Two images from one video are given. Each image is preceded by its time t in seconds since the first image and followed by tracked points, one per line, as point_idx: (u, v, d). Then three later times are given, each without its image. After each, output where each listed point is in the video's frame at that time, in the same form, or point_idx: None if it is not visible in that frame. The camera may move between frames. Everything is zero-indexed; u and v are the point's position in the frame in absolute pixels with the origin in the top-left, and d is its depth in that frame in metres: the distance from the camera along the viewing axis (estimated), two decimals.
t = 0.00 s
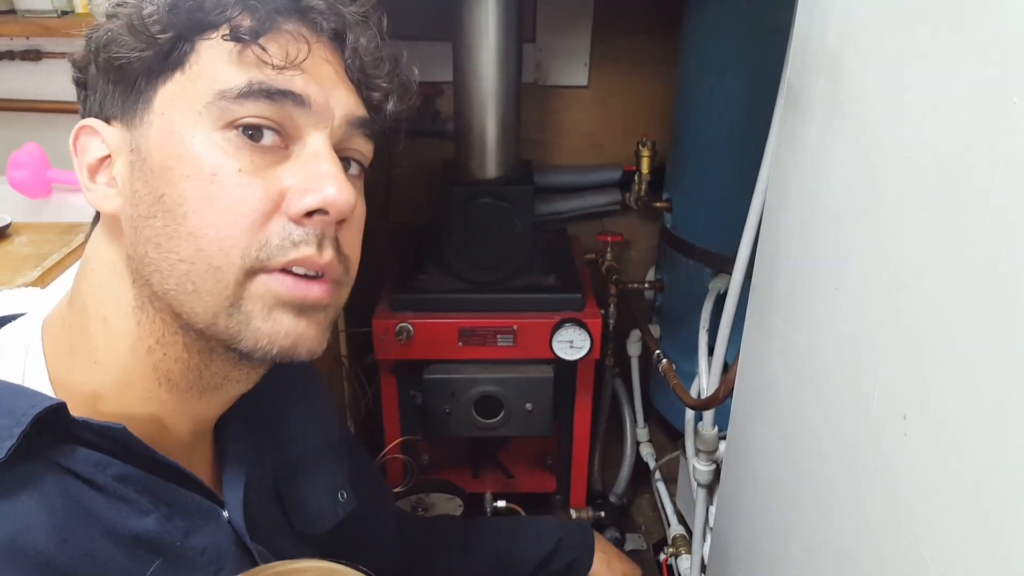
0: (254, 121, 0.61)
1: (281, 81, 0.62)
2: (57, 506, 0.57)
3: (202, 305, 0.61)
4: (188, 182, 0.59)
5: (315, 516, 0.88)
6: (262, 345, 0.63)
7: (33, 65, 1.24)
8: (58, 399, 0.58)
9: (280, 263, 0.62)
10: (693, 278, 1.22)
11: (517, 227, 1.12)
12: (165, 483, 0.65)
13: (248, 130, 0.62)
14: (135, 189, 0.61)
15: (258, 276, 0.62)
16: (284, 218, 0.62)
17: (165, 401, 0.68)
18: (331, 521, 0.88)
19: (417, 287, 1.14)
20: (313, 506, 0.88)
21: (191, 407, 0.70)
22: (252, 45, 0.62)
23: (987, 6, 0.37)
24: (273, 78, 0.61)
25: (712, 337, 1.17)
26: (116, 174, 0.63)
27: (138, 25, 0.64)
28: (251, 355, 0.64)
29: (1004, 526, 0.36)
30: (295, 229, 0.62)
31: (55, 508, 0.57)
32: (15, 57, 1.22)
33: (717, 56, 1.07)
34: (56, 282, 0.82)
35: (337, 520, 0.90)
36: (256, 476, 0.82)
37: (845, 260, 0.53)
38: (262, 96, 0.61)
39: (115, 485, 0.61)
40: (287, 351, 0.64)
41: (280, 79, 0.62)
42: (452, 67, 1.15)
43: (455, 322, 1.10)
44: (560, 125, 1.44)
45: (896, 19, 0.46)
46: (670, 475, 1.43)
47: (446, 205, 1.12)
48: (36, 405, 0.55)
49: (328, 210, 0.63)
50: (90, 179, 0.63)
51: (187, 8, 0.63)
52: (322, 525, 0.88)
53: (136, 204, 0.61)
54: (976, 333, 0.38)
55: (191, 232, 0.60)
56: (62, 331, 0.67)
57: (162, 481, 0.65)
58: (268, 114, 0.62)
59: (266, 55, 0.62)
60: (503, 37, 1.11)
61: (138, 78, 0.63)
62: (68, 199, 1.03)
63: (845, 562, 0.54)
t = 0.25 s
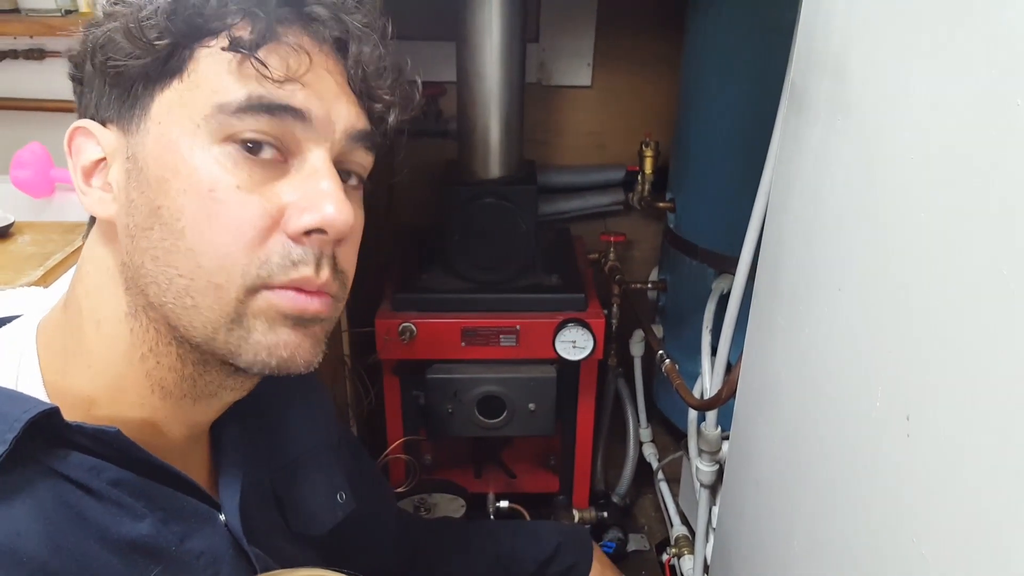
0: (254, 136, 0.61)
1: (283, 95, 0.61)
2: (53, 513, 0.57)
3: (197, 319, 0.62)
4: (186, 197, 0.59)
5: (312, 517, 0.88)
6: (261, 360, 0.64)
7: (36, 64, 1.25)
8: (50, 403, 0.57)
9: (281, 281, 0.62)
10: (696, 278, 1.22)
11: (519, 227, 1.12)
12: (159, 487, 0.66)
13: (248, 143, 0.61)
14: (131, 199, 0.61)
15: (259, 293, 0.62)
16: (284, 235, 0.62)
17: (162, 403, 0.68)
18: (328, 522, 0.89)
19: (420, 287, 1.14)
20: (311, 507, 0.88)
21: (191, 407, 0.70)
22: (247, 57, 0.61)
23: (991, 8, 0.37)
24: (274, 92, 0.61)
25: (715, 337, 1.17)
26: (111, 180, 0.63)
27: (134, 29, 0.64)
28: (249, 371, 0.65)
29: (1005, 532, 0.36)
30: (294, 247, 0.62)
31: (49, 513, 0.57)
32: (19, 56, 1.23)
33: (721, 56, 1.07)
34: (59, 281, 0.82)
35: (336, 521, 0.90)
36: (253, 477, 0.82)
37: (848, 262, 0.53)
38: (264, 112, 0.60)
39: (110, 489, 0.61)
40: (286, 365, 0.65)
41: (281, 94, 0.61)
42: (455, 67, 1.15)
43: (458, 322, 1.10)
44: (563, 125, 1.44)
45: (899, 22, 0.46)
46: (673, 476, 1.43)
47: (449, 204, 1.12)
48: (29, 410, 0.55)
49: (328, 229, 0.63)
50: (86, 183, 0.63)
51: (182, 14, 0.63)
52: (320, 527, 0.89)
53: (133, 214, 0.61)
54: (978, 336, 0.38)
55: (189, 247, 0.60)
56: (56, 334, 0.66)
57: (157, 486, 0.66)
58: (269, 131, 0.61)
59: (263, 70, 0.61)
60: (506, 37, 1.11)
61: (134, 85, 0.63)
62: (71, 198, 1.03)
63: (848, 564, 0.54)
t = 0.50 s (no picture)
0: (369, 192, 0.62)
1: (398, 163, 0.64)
2: (40, 512, 0.58)
3: (301, 343, 0.68)
4: (299, 253, 0.60)
5: (306, 515, 0.88)
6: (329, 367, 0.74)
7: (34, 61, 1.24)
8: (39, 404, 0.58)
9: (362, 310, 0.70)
10: (696, 275, 1.21)
11: (520, 224, 1.12)
12: (150, 485, 0.66)
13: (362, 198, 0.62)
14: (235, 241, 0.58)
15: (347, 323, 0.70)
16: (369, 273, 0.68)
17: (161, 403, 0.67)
18: (323, 520, 0.88)
19: (419, 285, 1.13)
20: (305, 505, 0.88)
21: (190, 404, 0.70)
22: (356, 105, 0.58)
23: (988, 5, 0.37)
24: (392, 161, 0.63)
25: (714, 334, 1.17)
26: (209, 213, 0.56)
27: None
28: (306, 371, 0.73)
29: (1000, 530, 0.36)
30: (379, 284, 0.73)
31: (37, 513, 0.58)
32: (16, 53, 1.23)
33: (720, 52, 1.07)
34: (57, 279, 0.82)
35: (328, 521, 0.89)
36: (241, 470, 0.82)
37: (846, 259, 0.53)
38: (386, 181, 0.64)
39: (100, 489, 0.62)
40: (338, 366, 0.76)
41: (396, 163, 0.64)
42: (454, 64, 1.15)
43: (457, 319, 1.10)
44: (563, 121, 1.43)
45: (897, 19, 0.46)
46: (672, 473, 1.43)
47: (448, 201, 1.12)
48: (16, 410, 0.55)
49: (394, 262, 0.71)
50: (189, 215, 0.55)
51: None
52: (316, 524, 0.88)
53: (231, 255, 0.58)
54: (975, 335, 0.38)
55: (291, 290, 0.62)
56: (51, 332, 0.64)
57: (148, 483, 0.66)
58: (385, 183, 0.64)
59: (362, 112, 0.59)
60: (505, 34, 1.11)
61: (128, 55, 0.53)
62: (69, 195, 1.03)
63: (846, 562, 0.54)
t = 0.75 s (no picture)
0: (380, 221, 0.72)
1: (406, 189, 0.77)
2: (37, 505, 0.59)
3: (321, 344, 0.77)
4: (330, 272, 0.69)
5: (302, 513, 0.86)
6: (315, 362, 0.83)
7: (30, 57, 1.24)
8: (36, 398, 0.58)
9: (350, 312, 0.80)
10: (694, 273, 1.22)
11: (518, 221, 1.12)
12: (147, 480, 0.66)
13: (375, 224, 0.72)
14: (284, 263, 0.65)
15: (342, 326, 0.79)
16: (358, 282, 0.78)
17: (168, 398, 0.69)
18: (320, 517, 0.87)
19: (418, 282, 1.13)
20: (301, 503, 0.87)
21: (187, 399, 0.71)
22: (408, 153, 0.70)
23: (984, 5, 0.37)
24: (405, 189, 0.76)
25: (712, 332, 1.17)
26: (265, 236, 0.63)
27: (220, 24, 0.58)
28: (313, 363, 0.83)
29: (995, 526, 0.36)
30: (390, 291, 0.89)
31: (34, 507, 0.59)
32: (12, 49, 1.22)
33: (718, 50, 1.07)
34: (55, 276, 0.81)
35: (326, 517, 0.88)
36: (239, 467, 0.82)
37: (843, 257, 0.53)
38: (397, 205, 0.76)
39: (98, 483, 0.63)
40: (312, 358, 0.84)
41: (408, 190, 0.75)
42: (453, 61, 1.15)
43: (456, 317, 1.10)
44: (561, 119, 1.43)
45: (894, 19, 0.46)
46: (671, 471, 1.43)
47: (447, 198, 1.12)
48: (13, 405, 0.56)
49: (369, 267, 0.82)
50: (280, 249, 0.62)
51: (300, 39, 0.59)
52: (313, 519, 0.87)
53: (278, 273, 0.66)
54: (971, 333, 0.38)
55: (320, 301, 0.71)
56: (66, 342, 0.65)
57: (146, 478, 0.66)
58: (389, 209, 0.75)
59: (406, 157, 0.71)
60: (504, 31, 1.11)
61: (216, 88, 0.57)
62: (67, 192, 1.03)
63: (843, 560, 0.54)
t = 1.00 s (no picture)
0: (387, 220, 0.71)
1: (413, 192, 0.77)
2: (49, 494, 0.59)
3: (322, 343, 0.76)
4: (331, 267, 0.68)
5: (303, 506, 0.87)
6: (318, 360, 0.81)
7: (27, 52, 1.23)
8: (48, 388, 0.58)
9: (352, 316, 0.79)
10: (691, 271, 1.22)
11: (515, 219, 1.11)
12: (155, 469, 0.66)
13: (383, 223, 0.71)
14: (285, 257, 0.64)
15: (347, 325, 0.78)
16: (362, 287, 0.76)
17: (168, 394, 0.69)
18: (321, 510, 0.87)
19: (415, 280, 1.13)
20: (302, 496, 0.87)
21: (186, 395, 0.70)
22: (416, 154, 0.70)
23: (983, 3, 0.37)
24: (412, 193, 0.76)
25: (709, 330, 1.17)
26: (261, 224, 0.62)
27: (237, 23, 0.59)
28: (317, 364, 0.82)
29: (994, 524, 0.36)
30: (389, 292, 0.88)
31: (44, 494, 0.59)
32: (9, 44, 1.22)
33: (715, 47, 1.06)
34: (53, 273, 0.81)
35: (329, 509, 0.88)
36: (242, 462, 0.82)
37: (841, 256, 0.53)
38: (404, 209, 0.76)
39: (107, 473, 0.62)
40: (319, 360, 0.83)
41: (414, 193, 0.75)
42: (450, 58, 1.14)
43: (453, 314, 1.10)
44: (559, 116, 1.43)
45: (894, 17, 0.46)
46: (667, 467, 1.43)
47: (444, 196, 1.11)
48: (26, 395, 0.56)
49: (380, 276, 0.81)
50: (287, 235, 0.62)
51: (314, 39, 0.60)
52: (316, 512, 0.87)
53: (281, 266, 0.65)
54: (971, 332, 0.38)
55: (312, 300, 0.70)
56: (73, 333, 0.64)
57: (153, 467, 0.66)
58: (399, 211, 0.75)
59: (413, 159, 0.72)
60: (502, 28, 1.10)
61: (230, 82, 0.57)
62: (62, 187, 1.03)
63: (840, 558, 0.54)
